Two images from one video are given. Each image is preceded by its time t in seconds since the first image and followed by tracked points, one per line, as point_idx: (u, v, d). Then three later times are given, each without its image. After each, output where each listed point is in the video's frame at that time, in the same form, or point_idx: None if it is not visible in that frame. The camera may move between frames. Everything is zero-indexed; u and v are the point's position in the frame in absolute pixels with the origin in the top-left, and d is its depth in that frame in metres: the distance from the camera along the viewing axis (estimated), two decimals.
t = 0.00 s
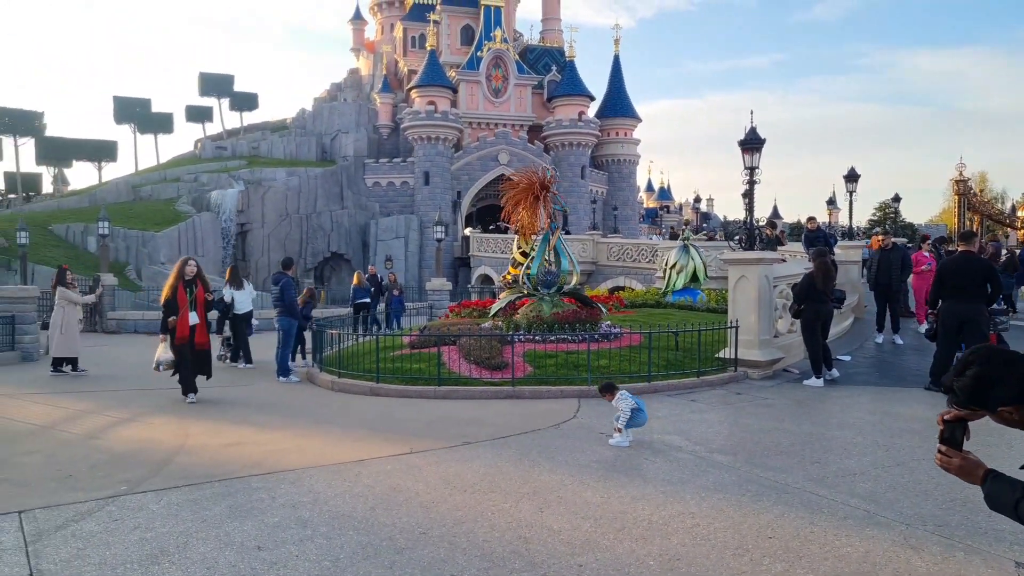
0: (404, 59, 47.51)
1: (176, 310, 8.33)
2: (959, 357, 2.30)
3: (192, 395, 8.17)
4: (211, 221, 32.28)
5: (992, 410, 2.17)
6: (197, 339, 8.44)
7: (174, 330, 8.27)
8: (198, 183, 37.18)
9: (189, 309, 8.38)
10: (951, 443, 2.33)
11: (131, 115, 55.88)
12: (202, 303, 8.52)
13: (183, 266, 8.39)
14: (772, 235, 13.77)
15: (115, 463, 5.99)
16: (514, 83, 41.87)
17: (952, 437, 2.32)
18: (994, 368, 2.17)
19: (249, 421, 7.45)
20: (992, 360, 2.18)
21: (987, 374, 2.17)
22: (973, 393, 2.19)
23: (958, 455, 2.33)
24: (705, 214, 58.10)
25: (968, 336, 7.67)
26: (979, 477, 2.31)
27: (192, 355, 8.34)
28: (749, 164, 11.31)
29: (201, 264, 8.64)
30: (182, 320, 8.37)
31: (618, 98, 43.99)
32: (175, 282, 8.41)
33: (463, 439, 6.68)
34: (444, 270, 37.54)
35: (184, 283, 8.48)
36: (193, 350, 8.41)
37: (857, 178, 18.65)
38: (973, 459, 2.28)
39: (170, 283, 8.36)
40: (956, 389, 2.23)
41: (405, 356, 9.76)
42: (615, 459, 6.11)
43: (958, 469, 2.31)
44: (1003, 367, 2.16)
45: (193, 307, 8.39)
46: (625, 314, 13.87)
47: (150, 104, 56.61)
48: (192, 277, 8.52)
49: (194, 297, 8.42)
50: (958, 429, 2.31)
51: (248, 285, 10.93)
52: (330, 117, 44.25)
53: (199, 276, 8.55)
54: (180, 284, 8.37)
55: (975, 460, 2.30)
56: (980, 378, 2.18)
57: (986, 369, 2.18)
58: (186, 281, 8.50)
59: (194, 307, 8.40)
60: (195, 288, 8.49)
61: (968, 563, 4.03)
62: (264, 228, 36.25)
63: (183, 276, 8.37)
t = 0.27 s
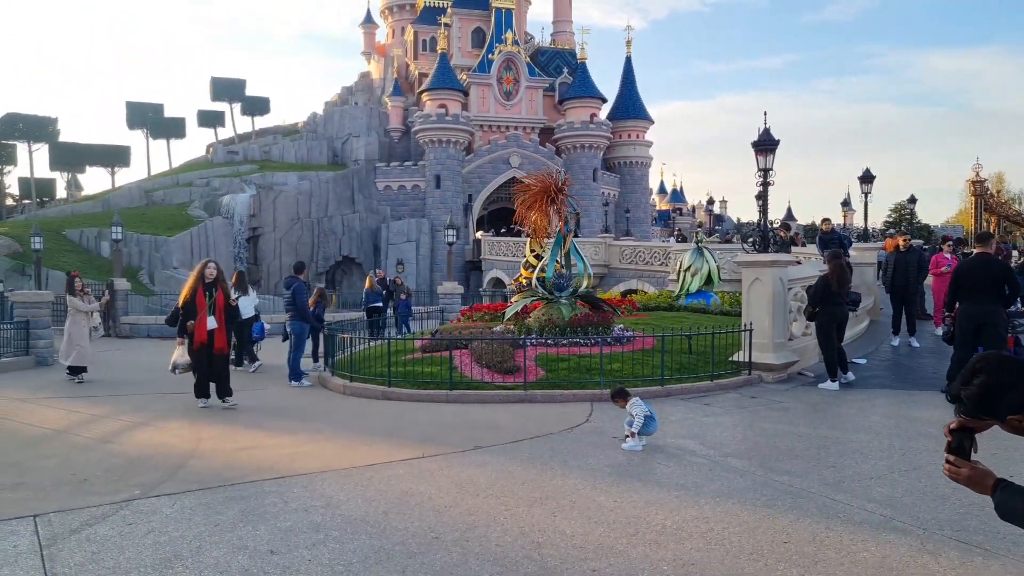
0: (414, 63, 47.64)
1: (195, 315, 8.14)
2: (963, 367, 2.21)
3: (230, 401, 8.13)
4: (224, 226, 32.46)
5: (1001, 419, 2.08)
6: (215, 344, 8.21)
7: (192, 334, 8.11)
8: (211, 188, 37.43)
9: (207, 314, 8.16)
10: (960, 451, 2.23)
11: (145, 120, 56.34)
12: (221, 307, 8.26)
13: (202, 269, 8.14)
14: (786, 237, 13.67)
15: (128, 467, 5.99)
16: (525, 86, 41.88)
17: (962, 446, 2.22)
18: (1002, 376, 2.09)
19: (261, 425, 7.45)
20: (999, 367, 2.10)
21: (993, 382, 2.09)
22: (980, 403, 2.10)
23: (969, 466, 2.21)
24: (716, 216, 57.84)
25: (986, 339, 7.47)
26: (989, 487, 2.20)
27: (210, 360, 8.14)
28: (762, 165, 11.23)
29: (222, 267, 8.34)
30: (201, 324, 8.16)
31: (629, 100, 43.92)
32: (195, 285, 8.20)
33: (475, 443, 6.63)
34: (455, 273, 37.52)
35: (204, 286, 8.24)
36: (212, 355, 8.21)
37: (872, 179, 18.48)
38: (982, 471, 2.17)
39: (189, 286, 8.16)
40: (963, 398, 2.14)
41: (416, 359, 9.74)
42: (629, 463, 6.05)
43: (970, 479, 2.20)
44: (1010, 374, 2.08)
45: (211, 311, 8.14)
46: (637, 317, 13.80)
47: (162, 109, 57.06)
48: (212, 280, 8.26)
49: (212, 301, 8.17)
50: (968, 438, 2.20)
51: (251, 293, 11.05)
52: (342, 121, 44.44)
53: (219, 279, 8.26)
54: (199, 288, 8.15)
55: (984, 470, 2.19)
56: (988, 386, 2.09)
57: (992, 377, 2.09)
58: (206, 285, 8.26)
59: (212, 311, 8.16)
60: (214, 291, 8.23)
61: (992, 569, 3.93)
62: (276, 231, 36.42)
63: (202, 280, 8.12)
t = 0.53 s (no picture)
0: (425, 67, 47.81)
1: (217, 319, 8.02)
2: (975, 369, 2.31)
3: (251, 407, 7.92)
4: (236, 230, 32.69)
5: (1008, 419, 2.15)
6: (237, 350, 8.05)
7: (214, 339, 7.98)
8: (223, 192, 37.70)
9: (228, 319, 8.01)
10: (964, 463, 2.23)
11: (158, 125, 56.83)
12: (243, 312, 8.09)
13: (225, 274, 8.03)
14: (796, 240, 13.61)
15: (141, 469, 6.02)
16: (535, 90, 41.94)
17: (968, 457, 2.23)
18: (1012, 376, 2.17)
19: (273, 428, 7.48)
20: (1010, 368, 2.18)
21: (1004, 381, 2.17)
22: (987, 402, 2.20)
23: (974, 476, 2.23)
24: (727, 219, 57.62)
25: (1004, 341, 7.35)
26: (998, 498, 2.21)
27: (231, 367, 7.99)
28: (773, 168, 11.18)
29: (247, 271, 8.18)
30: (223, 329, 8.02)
31: (639, 103, 43.89)
32: (219, 290, 8.09)
33: (486, 446, 6.64)
34: (465, 276, 37.58)
35: (228, 291, 8.11)
36: (234, 361, 8.05)
37: (884, 182, 18.37)
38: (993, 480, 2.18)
39: (213, 291, 8.03)
40: (973, 395, 2.23)
41: (427, 363, 9.76)
42: (640, 466, 6.02)
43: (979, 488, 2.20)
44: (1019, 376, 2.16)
45: (232, 317, 7.99)
46: (648, 321, 13.77)
47: (174, 114, 57.51)
48: (236, 284, 8.11)
49: (234, 306, 8.02)
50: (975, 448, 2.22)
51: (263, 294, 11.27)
52: (353, 125, 44.64)
53: (242, 284, 8.10)
54: (222, 293, 8.02)
55: (992, 480, 2.20)
56: (994, 386, 2.18)
57: (1003, 375, 2.18)
58: (230, 289, 8.13)
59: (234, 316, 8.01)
60: (238, 296, 8.09)
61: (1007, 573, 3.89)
62: (287, 236, 36.62)
63: (225, 284, 7.99)
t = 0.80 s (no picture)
0: (431, 69, 47.89)
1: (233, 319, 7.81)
2: (980, 350, 2.48)
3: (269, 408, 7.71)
4: (242, 232, 32.77)
5: (1008, 405, 2.37)
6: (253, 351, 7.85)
7: (230, 340, 7.77)
8: (229, 195, 37.81)
9: (244, 319, 7.81)
10: (963, 466, 2.46)
11: (164, 128, 57.01)
12: (259, 312, 7.90)
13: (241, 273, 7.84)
14: (803, 242, 13.56)
15: (147, 471, 6.03)
16: (542, 92, 41.98)
17: (965, 458, 2.47)
18: (1014, 362, 2.36)
19: (278, 429, 7.48)
20: (1013, 353, 2.36)
21: (1009, 367, 2.35)
22: (993, 386, 2.39)
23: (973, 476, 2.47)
24: (733, 222, 57.51)
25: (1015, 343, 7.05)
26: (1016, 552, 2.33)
27: (247, 368, 7.78)
28: (779, 170, 11.15)
29: (262, 271, 8.00)
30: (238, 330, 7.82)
31: (645, 105, 43.89)
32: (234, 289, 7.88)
33: (492, 448, 6.63)
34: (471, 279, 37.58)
35: (243, 290, 7.91)
36: (250, 362, 7.84)
37: (892, 183, 18.32)
38: None
39: (228, 291, 7.84)
40: (977, 378, 2.42)
41: (432, 365, 9.77)
42: (646, 468, 6.00)
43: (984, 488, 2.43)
44: (1020, 362, 2.35)
45: (249, 316, 7.79)
46: (654, 323, 13.75)
47: (181, 116, 57.72)
48: (251, 284, 7.93)
49: (250, 306, 7.83)
50: (972, 450, 2.46)
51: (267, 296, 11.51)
52: (359, 127, 44.70)
53: (257, 283, 7.92)
54: (237, 292, 7.82)
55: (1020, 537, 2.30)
56: (1004, 369, 2.36)
57: (1008, 361, 2.36)
58: (245, 289, 7.93)
59: (250, 316, 7.82)
60: (253, 296, 7.90)
61: None
62: (293, 238, 36.67)
63: (240, 283, 7.81)
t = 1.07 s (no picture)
0: (431, 67, 47.85)
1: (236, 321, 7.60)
2: (977, 338, 2.62)
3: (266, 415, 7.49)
4: (242, 230, 32.74)
5: (1001, 391, 2.52)
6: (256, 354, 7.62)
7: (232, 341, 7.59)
8: (229, 193, 37.78)
9: (248, 321, 7.59)
10: (950, 457, 2.69)
11: (163, 126, 56.93)
12: (263, 315, 7.64)
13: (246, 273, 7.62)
14: (803, 240, 13.56)
15: (146, 470, 6.02)
16: (542, 90, 41.96)
17: (952, 452, 2.69)
18: (1011, 350, 2.49)
19: (278, 428, 7.47)
20: (1009, 342, 2.49)
21: (1004, 354, 2.49)
22: (987, 372, 2.53)
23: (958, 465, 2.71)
24: (733, 220, 57.48)
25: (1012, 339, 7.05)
26: None
27: (250, 372, 7.55)
28: (779, 168, 11.16)
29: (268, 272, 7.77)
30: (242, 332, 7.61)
31: (646, 104, 43.89)
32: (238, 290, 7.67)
33: (493, 445, 6.63)
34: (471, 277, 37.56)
35: (248, 291, 7.70)
36: (253, 366, 7.62)
37: (892, 181, 18.33)
38: None
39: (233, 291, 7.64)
40: (974, 365, 2.57)
41: (433, 363, 9.76)
42: (646, 466, 6.00)
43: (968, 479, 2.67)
44: (1014, 350, 2.48)
45: (253, 319, 7.57)
46: (655, 321, 13.75)
47: (180, 115, 57.66)
48: (256, 285, 7.68)
49: (254, 307, 7.60)
50: (957, 445, 2.68)
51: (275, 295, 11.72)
52: (359, 125, 44.65)
53: (262, 285, 7.66)
54: (242, 293, 7.60)
55: None
56: (1000, 356, 2.49)
57: (1004, 349, 2.49)
58: (250, 289, 7.71)
59: (253, 319, 7.58)
60: (258, 298, 7.68)
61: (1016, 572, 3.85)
62: (293, 237, 36.67)
63: (243, 285, 7.57)
